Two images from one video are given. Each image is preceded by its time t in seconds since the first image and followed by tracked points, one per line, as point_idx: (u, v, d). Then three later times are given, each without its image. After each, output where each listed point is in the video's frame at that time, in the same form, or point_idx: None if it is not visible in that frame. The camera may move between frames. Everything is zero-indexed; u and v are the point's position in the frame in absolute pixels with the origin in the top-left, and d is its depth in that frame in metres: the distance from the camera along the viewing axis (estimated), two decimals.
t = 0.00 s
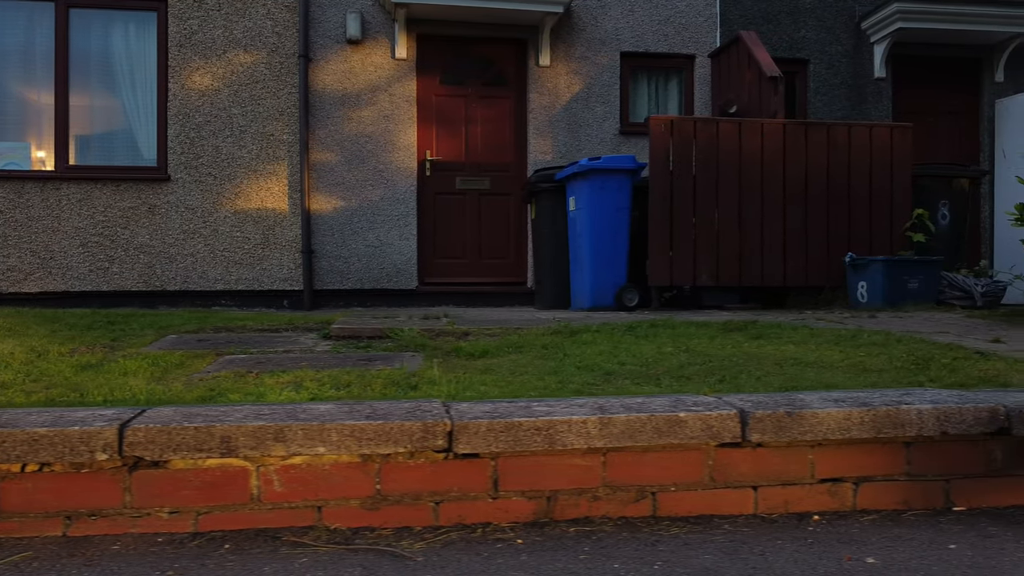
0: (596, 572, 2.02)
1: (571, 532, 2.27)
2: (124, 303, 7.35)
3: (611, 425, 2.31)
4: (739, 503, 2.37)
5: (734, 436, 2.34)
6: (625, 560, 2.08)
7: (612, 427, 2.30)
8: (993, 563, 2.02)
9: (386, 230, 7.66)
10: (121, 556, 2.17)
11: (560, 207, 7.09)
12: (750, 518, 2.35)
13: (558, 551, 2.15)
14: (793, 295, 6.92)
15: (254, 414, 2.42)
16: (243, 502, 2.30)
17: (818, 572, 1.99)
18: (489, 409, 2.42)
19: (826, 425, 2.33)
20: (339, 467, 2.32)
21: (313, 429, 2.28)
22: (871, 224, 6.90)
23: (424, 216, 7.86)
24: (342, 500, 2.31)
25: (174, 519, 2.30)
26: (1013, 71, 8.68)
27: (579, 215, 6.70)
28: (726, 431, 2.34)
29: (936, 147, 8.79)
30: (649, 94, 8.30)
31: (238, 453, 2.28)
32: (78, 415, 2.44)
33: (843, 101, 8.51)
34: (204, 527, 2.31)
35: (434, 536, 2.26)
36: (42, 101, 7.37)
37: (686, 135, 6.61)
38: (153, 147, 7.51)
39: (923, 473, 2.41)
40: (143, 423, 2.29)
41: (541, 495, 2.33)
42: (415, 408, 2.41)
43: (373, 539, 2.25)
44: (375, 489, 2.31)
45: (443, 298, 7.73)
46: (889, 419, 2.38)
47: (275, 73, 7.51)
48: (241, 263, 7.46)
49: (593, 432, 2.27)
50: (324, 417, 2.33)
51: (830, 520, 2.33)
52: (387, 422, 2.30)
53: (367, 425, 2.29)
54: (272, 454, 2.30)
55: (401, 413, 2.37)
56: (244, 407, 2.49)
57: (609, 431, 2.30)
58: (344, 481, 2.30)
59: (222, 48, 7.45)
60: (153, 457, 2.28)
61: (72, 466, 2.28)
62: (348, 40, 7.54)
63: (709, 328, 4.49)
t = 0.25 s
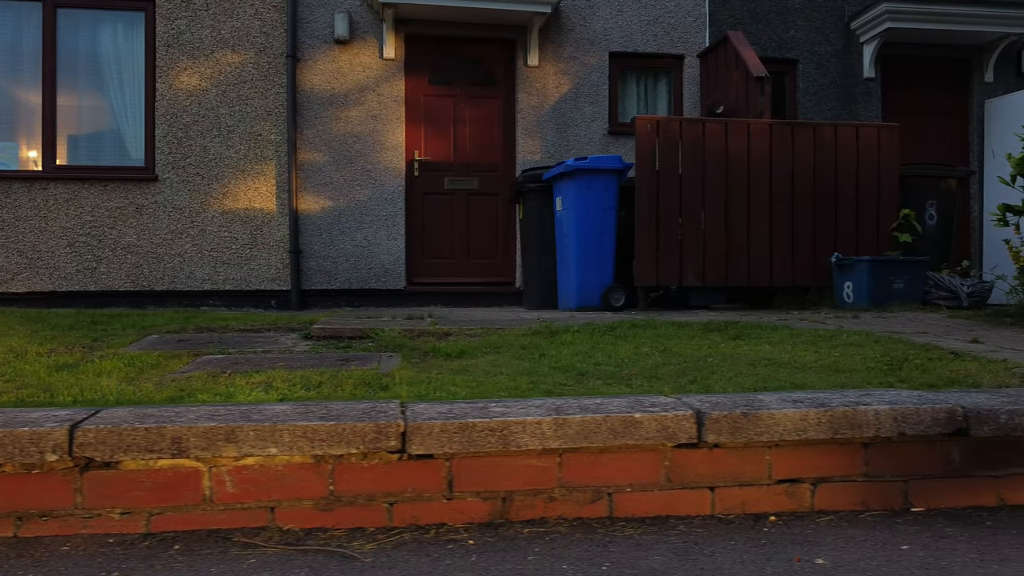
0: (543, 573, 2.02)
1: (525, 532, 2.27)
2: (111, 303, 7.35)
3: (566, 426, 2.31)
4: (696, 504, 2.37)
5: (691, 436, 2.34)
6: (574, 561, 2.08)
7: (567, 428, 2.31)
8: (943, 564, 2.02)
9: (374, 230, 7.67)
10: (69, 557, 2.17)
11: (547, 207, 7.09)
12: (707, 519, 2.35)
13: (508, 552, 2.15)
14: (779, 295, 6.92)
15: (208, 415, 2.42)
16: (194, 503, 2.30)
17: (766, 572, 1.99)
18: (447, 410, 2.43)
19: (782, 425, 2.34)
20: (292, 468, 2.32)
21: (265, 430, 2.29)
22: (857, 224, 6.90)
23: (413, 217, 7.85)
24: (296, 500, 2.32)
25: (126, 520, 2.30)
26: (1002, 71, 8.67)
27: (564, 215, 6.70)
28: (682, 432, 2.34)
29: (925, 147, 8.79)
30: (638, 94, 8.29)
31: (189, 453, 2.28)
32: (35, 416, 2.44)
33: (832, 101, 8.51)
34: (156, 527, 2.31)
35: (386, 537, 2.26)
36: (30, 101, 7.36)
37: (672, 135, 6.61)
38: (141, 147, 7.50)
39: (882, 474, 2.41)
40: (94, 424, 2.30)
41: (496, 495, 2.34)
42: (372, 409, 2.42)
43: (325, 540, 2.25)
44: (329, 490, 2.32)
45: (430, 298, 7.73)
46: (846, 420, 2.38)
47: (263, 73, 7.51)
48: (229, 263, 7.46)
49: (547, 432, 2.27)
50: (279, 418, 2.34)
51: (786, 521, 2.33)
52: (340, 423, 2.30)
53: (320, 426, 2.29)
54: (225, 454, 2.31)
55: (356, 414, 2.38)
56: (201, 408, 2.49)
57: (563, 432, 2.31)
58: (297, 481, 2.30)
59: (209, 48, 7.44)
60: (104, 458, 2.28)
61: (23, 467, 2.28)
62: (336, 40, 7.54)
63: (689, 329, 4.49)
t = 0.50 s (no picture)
0: (490, 573, 2.02)
1: (478, 533, 2.26)
2: (98, 303, 7.34)
3: (521, 426, 2.30)
4: (653, 504, 2.36)
5: (646, 436, 2.33)
6: (522, 561, 2.08)
7: (521, 428, 2.30)
8: (893, 563, 2.01)
9: (361, 230, 7.66)
10: (17, 558, 2.16)
11: (534, 207, 7.08)
12: (664, 519, 2.34)
13: (458, 552, 2.14)
14: (766, 295, 6.91)
15: (161, 415, 2.41)
16: (146, 503, 2.30)
17: (712, 572, 1.99)
18: (404, 410, 2.42)
19: (739, 425, 2.32)
20: (244, 468, 2.32)
21: (216, 430, 2.28)
22: (844, 224, 6.90)
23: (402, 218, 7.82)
24: (248, 500, 2.31)
25: (77, 520, 2.29)
26: (991, 71, 8.67)
27: (550, 215, 6.69)
28: (637, 432, 2.33)
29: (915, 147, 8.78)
30: (627, 94, 8.27)
31: (139, 453, 2.28)
32: None
33: (821, 101, 8.50)
34: (107, 527, 2.31)
35: (338, 537, 2.26)
36: (17, 101, 7.36)
37: (658, 135, 6.61)
38: (129, 146, 7.50)
39: (841, 474, 2.39)
40: (44, 423, 2.29)
41: (451, 496, 2.33)
42: (327, 409, 2.41)
43: (276, 541, 2.25)
44: (282, 490, 2.31)
45: (418, 298, 7.73)
46: (803, 420, 2.36)
47: (251, 73, 7.51)
48: (217, 263, 7.45)
49: (500, 432, 2.27)
50: (232, 418, 2.33)
51: (741, 521, 2.32)
52: (292, 423, 2.29)
53: (272, 426, 2.29)
54: (176, 455, 2.30)
55: (311, 414, 2.37)
56: (156, 408, 2.48)
57: (517, 432, 2.30)
58: (250, 481, 2.30)
59: (197, 48, 7.44)
60: (54, 458, 2.28)
61: None
62: (324, 39, 7.54)
63: (668, 329, 4.49)
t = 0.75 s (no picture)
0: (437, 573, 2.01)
1: (431, 533, 2.26)
2: (86, 303, 7.34)
3: (475, 426, 2.30)
4: (610, 504, 2.35)
5: (601, 436, 2.32)
6: (470, 561, 2.07)
7: (475, 428, 2.29)
8: (842, 564, 2.01)
9: (349, 230, 7.67)
10: None
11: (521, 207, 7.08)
12: (620, 520, 2.33)
13: (408, 552, 2.14)
14: (752, 295, 6.91)
15: (114, 415, 2.40)
16: (96, 503, 2.29)
17: (660, 572, 1.98)
18: (360, 409, 2.41)
19: (694, 426, 2.30)
20: (196, 468, 2.31)
21: (167, 430, 2.27)
22: (831, 224, 6.90)
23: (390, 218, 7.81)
24: (200, 500, 2.30)
25: (27, 520, 2.28)
26: (981, 71, 8.68)
27: (537, 214, 6.69)
28: (593, 432, 2.32)
29: (904, 147, 8.78)
30: (616, 94, 8.26)
31: (90, 453, 2.27)
32: None
33: (810, 101, 8.50)
34: (57, 527, 2.29)
35: (289, 537, 2.25)
36: (5, 101, 7.35)
37: (644, 135, 6.60)
38: (116, 146, 7.49)
39: (799, 474, 2.37)
40: None
41: (406, 495, 2.32)
42: (280, 409, 2.40)
43: (227, 541, 2.24)
44: (234, 490, 2.30)
45: (405, 298, 7.73)
46: (761, 420, 2.34)
47: (239, 73, 7.50)
48: (204, 263, 7.45)
49: (454, 432, 2.26)
50: (184, 418, 2.32)
51: (697, 521, 2.30)
52: (243, 423, 2.28)
53: (223, 426, 2.28)
54: (128, 454, 2.29)
55: (264, 414, 2.36)
56: (111, 407, 2.47)
57: (471, 432, 2.29)
58: (202, 481, 2.29)
59: (185, 48, 7.44)
60: (3, 458, 2.26)
61: None
62: (312, 39, 7.53)
63: (648, 329, 4.48)
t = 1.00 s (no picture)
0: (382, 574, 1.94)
1: (384, 535, 2.18)
2: (73, 303, 7.33)
3: (428, 427, 2.20)
4: (564, 504, 2.24)
5: (555, 436, 2.21)
6: (417, 562, 2.00)
7: (428, 429, 2.20)
8: (791, 564, 1.87)
9: (337, 229, 7.66)
10: None
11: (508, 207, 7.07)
12: (575, 521, 2.22)
13: (356, 554, 2.06)
14: (738, 295, 6.91)
15: (67, 414, 2.34)
16: (45, 503, 2.22)
17: (605, 572, 1.88)
18: (314, 410, 2.34)
19: (649, 426, 2.18)
20: (146, 467, 2.24)
21: (116, 430, 2.21)
22: (818, 224, 6.89)
23: (378, 216, 7.82)
24: (150, 501, 2.24)
25: None
26: (970, 71, 8.68)
27: (523, 214, 6.68)
28: (547, 432, 2.21)
29: (894, 147, 8.77)
30: (604, 94, 8.25)
31: (37, 453, 2.21)
32: None
33: (799, 101, 8.48)
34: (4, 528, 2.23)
35: (240, 538, 2.19)
36: None
37: (630, 135, 6.60)
38: (104, 146, 7.49)
39: (757, 475, 2.22)
40: None
41: (359, 496, 2.24)
42: (235, 409, 2.33)
43: (177, 542, 2.17)
44: (185, 490, 2.24)
45: (393, 298, 7.72)
46: (716, 420, 2.20)
47: (226, 72, 7.50)
48: (191, 263, 7.44)
49: (406, 432, 2.17)
50: (135, 418, 2.26)
51: (652, 523, 2.18)
52: (195, 423, 2.22)
53: (174, 426, 2.21)
54: (77, 454, 2.23)
55: (217, 413, 2.30)
56: (66, 407, 2.43)
57: (424, 432, 2.20)
58: (152, 481, 2.23)
59: (172, 48, 7.43)
60: None
61: None
62: (299, 39, 7.52)
63: (627, 329, 4.48)
